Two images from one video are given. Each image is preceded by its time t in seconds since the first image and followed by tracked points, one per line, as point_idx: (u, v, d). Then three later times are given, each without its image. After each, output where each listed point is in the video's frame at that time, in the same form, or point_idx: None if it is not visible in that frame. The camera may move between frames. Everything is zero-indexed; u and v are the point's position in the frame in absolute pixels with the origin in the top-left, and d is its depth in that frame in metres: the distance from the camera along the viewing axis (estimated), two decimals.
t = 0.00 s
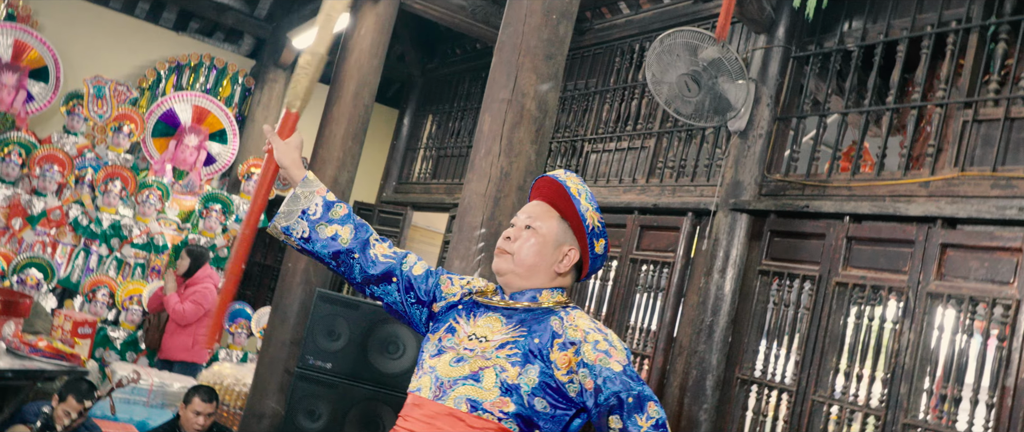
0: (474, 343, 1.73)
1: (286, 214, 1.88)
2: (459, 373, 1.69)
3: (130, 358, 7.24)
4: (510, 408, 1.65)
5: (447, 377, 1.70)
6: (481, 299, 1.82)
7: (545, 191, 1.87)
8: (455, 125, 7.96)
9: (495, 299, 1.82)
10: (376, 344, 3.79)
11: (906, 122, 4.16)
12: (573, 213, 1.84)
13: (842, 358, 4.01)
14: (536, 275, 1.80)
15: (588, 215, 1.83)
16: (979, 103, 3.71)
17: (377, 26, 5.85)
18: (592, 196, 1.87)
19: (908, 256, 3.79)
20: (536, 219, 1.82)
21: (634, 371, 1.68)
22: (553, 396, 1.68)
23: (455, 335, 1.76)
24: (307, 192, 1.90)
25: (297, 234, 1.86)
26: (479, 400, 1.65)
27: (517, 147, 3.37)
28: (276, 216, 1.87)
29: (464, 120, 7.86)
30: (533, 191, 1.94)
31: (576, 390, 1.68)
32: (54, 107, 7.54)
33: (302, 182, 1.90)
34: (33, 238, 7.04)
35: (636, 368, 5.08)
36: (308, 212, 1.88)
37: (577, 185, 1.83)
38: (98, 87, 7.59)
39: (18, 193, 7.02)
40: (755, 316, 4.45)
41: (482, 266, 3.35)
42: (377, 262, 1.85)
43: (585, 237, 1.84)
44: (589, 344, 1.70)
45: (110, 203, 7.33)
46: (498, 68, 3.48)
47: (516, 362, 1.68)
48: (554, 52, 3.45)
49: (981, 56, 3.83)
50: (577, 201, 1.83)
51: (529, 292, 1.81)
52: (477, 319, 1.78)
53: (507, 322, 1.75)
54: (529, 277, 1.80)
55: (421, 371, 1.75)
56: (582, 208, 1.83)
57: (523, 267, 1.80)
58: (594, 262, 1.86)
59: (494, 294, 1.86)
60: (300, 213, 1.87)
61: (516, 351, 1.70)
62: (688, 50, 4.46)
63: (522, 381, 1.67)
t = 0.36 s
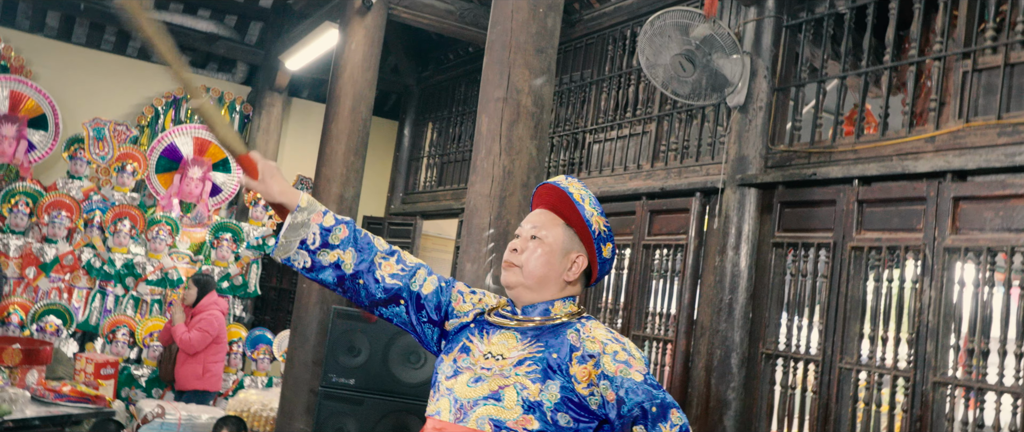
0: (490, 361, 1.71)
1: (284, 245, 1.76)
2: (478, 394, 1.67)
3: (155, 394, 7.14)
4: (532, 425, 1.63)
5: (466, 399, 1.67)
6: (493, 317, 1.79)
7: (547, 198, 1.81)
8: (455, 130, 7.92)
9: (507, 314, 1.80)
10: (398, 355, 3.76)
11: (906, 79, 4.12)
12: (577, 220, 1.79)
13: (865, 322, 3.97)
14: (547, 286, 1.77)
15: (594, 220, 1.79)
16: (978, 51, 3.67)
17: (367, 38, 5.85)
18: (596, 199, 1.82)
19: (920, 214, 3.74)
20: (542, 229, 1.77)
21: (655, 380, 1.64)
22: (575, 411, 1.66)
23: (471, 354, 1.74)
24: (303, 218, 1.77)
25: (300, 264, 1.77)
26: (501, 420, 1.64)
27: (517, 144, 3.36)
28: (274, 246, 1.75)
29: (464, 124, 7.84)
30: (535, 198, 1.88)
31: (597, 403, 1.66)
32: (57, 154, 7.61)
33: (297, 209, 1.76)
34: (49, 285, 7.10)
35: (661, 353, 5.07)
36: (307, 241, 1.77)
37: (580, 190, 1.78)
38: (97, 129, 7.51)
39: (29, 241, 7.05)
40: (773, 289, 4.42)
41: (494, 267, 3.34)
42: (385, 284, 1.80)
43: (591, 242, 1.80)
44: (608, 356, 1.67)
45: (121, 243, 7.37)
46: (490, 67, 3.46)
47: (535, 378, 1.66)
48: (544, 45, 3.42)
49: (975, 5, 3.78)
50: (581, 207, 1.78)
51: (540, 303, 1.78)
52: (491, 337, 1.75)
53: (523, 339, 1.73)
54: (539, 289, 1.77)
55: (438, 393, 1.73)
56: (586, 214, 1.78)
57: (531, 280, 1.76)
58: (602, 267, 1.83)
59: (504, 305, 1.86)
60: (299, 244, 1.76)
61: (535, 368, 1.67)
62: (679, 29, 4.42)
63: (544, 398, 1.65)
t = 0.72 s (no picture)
0: (511, 343, 1.67)
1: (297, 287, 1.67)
2: (501, 376, 1.64)
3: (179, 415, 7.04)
4: (558, 402, 1.61)
5: (489, 381, 1.65)
6: (511, 300, 1.76)
7: (554, 178, 1.78)
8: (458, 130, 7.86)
9: (525, 295, 1.76)
10: (417, 357, 3.75)
11: (908, 41, 4.06)
12: (587, 197, 1.76)
13: (884, 290, 3.93)
14: (563, 267, 1.73)
15: (603, 196, 1.75)
16: (978, 7, 3.61)
17: (361, 45, 5.82)
18: (603, 175, 1.79)
19: (933, 177, 3.70)
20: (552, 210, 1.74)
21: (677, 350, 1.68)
22: (601, 385, 1.65)
23: (491, 338, 1.70)
24: (319, 262, 1.65)
25: (314, 304, 1.70)
26: (526, 399, 1.61)
27: (520, 137, 3.34)
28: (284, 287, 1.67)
29: (466, 123, 7.81)
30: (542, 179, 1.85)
31: (621, 376, 1.66)
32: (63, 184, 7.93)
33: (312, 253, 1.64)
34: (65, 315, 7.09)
35: (681, 337, 5.04)
36: (321, 282, 1.68)
37: (586, 167, 1.75)
38: (102, 156, 7.55)
39: (42, 273, 7.04)
40: (789, 263, 4.38)
41: (506, 262, 3.32)
42: (399, 303, 1.75)
43: (602, 218, 1.77)
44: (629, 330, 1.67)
45: (134, 267, 7.40)
46: (486, 62, 3.43)
47: (558, 356, 1.63)
48: (539, 36, 3.39)
49: None
50: (589, 183, 1.74)
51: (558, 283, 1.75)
52: (511, 318, 1.72)
53: (542, 317, 1.69)
54: (556, 269, 1.73)
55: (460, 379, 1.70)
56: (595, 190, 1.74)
57: (547, 261, 1.73)
58: (615, 242, 1.80)
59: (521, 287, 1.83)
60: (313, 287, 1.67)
61: (557, 346, 1.64)
62: (674, 9, 4.36)
63: (567, 375, 1.62)
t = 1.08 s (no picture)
0: (530, 336, 1.64)
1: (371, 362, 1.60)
2: (522, 369, 1.61)
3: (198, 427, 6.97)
4: (581, 394, 1.56)
5: (509, 376, 1.61)
6: (528, 293, 1.74)
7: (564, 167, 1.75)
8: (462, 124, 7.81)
9: (542, 288, 1.73)
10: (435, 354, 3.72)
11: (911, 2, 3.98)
12: (596, 184, 1.72)
13: (904, 255, 3.87)
14: (577, 256, 1.70)
15: (614, 181, 1.71)
16: None
17: (359, 45, 5.78)
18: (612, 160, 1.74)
19: (946, 137, 3.64)
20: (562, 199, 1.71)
21: (699, 334, 1.57)
22: (624, 375, 1.58)
23: (509, 332, 1.67)
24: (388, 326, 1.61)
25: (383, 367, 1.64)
26: (548, 392, 1.57)
27: (524, 126, 3.29)
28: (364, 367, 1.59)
29: (469, 117, 7.77)
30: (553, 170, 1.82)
31: (645, 365, 1.58)
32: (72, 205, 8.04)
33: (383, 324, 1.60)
34: (83, 335, 7.12)
35: (700, 316, 4.99)
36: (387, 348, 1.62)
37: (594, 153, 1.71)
38: (108, 175, 7.52)
39: (58, 295, 7.04)
40: (805, 234, 4.33)
41: (519, 253, 3.28)
42: (427, 331, 1.70)
43: (614, 204, 1.73)
44: (648, 316, 1.59)
45: (148, 283, 7.33)
46: (485, 53, 3.39)
47: (578, 347, 1.59)
48: (536, 22, 3.35)
49: None
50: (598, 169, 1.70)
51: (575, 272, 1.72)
52: (528, 312, 1.69)
53: (560, 309, 1.66)
54: (570, 259, 1.70)
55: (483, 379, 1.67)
56: (605, 176, 1.70)
57: (560, 252, 1.70)
58: (630, 227, 1.76)
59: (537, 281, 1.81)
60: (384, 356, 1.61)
61: (576, 337, 1.61)
62: None
63: (587, 365, 1.58)
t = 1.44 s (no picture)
0: (551, 326, 1.54)
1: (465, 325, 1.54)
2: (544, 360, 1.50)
3: None
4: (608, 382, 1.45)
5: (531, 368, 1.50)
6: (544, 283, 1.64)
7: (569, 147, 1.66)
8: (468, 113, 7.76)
9: (559, 276, 1.64)
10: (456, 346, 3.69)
11: None
12: (606, 163, 1.64)
13: (926, 216, 3.80)
14: (592, 239, 1.62)
15: (623, 158, 1.63)
16: None
17: (360, 40, 5.74)
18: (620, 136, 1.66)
19: (961, 94, 3.58)
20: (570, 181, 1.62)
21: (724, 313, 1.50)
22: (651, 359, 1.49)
23: (528, 324, 1.57)
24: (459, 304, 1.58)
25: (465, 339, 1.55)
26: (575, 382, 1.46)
27: (532, 110, 3.24)
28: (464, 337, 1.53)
29: (474, 106, 7.72)
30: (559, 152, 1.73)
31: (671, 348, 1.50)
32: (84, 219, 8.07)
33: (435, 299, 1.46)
34: (105, 348, 7.17)
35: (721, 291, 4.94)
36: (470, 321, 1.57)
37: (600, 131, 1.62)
38: (119, 187, 7.52)
39: (76, 310, 7.05)
40: (822, 201, 4.27)
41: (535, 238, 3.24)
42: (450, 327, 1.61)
43: (626, 181, 1.64)
44: (671, 297, 1.52)
45: (167, 292, 7.42)
46: (487, 39, 3.33)
47: (601, 333, 1.49)
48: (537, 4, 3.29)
49: None
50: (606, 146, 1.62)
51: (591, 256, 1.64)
52: (545, 302, 1.59)
53: (579, 296, 1.57)
54: (585, 242, 1.62)
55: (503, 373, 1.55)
56: (614, 153, 1.62)
57: (574, 235, 1.61)
58: (643, 205, 1.68)
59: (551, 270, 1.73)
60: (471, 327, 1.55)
61: (598, 323, 1.51)
62: None
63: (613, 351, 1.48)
